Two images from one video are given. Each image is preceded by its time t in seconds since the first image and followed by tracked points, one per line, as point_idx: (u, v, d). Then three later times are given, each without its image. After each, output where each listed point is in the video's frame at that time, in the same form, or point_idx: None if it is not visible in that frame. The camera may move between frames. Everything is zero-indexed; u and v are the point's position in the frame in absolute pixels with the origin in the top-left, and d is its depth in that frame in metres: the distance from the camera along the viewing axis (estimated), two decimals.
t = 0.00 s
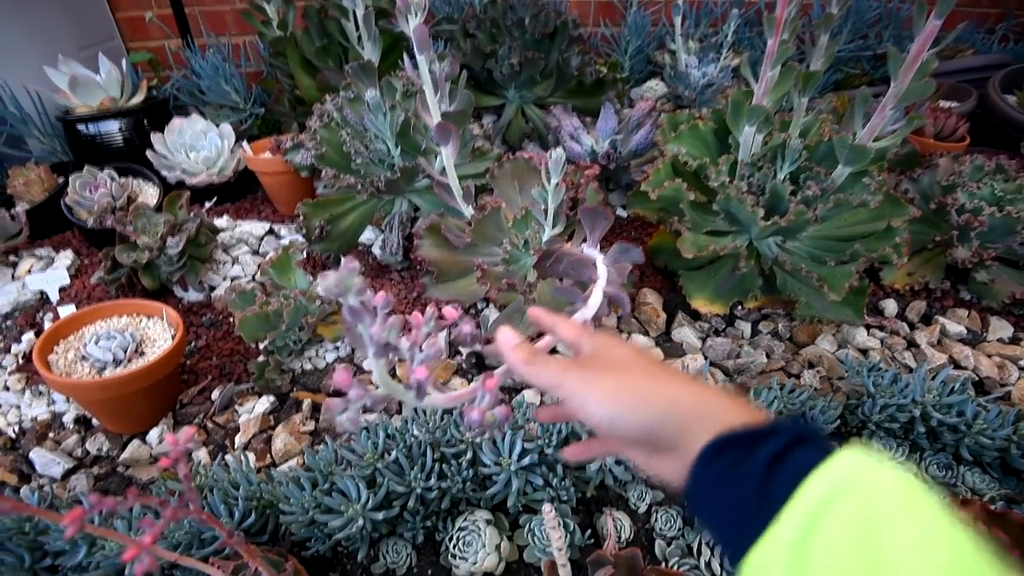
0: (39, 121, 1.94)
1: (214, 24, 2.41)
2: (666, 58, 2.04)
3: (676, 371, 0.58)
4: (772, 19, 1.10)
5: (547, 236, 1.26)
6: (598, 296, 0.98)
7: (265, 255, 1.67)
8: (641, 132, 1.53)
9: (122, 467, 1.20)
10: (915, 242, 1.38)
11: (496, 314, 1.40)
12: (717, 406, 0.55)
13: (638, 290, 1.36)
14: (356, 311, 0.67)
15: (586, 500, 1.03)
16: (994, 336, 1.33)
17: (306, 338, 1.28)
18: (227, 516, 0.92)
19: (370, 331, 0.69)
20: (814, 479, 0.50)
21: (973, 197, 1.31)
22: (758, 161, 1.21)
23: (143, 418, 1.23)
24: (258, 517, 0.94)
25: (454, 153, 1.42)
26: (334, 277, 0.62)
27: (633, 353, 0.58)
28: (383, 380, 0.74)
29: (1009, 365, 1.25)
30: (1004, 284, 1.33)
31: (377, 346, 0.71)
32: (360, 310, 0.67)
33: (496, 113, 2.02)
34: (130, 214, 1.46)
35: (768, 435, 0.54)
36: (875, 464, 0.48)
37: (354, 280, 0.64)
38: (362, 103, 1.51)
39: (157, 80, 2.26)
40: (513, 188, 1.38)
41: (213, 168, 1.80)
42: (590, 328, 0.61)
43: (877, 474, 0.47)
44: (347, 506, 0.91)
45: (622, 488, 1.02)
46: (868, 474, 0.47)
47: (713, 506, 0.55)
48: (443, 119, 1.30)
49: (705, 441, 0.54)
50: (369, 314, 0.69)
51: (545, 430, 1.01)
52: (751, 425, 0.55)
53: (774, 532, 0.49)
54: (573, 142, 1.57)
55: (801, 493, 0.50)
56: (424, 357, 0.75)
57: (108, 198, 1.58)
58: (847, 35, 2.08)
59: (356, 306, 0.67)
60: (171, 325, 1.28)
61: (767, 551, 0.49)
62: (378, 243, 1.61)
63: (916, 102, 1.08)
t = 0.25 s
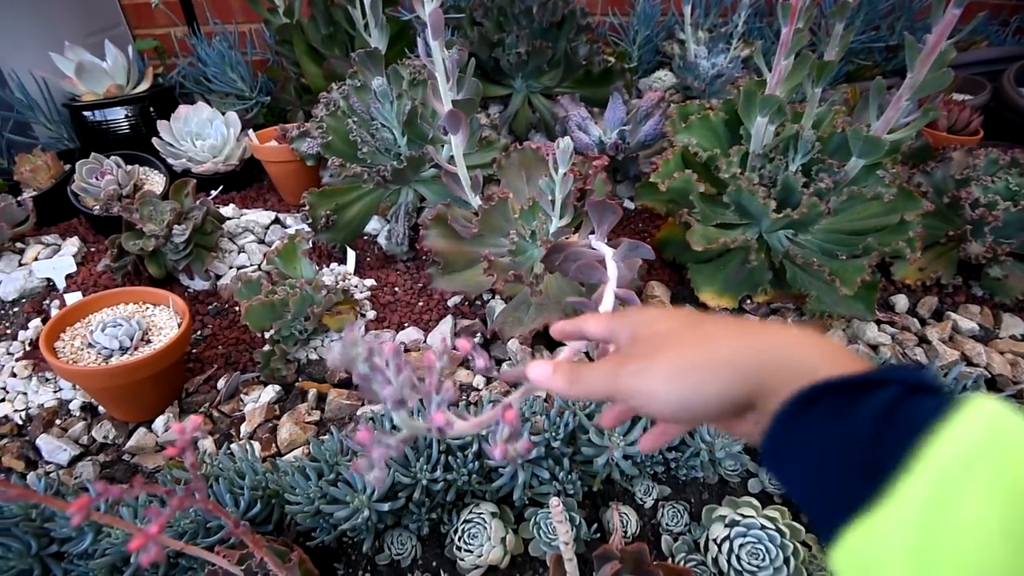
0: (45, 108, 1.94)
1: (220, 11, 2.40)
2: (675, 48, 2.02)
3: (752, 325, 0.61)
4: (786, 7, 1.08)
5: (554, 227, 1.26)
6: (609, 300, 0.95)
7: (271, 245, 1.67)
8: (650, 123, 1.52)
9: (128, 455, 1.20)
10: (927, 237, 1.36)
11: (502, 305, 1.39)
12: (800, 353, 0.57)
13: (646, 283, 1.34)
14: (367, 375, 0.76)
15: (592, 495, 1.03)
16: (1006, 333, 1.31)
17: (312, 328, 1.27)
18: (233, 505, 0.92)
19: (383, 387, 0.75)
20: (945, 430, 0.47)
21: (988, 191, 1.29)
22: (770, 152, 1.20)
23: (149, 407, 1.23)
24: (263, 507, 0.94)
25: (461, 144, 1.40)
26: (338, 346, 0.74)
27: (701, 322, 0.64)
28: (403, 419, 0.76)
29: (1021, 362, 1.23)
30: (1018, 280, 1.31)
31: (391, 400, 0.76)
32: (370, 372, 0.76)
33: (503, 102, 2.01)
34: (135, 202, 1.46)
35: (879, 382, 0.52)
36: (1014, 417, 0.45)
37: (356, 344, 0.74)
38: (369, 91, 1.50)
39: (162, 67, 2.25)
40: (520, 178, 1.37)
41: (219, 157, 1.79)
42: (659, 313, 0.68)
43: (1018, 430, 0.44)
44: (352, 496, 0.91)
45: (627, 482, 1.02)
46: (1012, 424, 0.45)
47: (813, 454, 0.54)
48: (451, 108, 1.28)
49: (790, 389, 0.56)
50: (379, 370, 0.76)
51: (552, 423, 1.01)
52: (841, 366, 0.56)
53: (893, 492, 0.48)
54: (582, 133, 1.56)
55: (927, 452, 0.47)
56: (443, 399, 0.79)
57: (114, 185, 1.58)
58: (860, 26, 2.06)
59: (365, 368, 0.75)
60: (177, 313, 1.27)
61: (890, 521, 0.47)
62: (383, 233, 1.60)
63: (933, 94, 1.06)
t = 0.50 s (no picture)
0: (42, 107, 1.93)
1: (220, 9, 2.39)
2: (676, 46, 2.01)
3: (777, 409, 0.57)
4: (786, 6, 1.08)
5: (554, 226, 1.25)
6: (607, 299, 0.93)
7: (270, 244, 1.66)
8: (651, 121, 1.52)
9: (126, 457, 1.20)
10: (926, 236, 1.36)
11: (502, 305, 1.39)
12: (821, 465, 0.55)
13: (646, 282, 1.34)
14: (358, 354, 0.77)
15: (592, 495, 1.03)
16: (1004, 331, 1.31)
17: (311, 329, 1.27)
18: (231, 508, 0.92)
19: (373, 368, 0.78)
20: None
21: (987, 190, 1.29)
22: (770, 151, 1.20)
23: (147, 408, 1.22)
24: (262, 509, 0.94)
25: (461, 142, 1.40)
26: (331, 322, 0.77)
27: (724, 367, 0.57)
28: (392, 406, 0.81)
29: (1019, 361, 1.24)
30: (1016, 279, 1.31)
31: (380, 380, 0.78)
32: (361, 349, 0.77)
33: (503, 101, 2.00)
34: (133, 202, 1.45)
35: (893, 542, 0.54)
36: None
37: (348, 322, 0.77)
38: (369, 90, 1.49)
39: (161, 66, 2.24)
40: (520, 177, 1.36)
41: (217, 156, 1.79)
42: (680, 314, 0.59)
43: None
44: (351, 499, 0.91)
45: (627, 482, 1.01)
46: None
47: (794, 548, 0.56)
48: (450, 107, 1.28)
49: (800, 519, 0.55)
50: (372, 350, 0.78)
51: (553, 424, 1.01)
52: (863, 499, 0.55)
53: None
54: (582, 131, 1.55)
55: None
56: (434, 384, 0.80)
57: (111, 185, 1.57)
58: (861, 24, 2.05)
59: (357, 345, 0.77)
60: (175, 314, 1.27)
61: None
62: (383, 232, 1.60)
63: (932, 93, 1.06)
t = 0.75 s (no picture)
0: (30, 113, 1.92)
1: (210, 15, 2.39)
2: (665, 49, 2.02)
3: (741, 523, 0.46)
4: (772, 9, 1.09)
5: (545, 229, 1.26)
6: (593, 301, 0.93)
7: (260, 250, 1.66)
8: (641, 124, 1.52)
9: (116, 464, 1.19)
10: (914, 236, 1.37)
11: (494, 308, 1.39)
12: None
13: (637, 284, 1.35)
14: (344, 329, 0.68)
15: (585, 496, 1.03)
16: (992, 329, 1.32)
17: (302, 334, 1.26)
18: (221, 515, 0.91)
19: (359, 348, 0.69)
20: None
21: (972, 189, 1.31)
22: (758, 153, 1.21)
23: (137, 416, 1.22)
24: (253, 515, 0.94)
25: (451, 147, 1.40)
26: (319, 296, 0.66)
27: (672, 466, 0.47)
28: (377, 389, 0.73)
29: (1006, 358, 1.25)
30: (1003, 277, 1.32)
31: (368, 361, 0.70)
32: (349, 326, 0.68)
33: (494, 105, 2.01)
34: (122, 208, 1.45)
35: None
36: None
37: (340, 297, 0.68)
38: (359, 95, 1.48)
39: (151, 72, 2.24)
40: (511, 180, 1.37)
41: (208, 161, 1.78)
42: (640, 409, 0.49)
43: None
44: (342, 503, 0.90)
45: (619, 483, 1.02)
46: None
47: None
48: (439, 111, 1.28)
49: None
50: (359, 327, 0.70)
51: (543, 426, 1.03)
52: None
53: None
54: (572, 134, 1.56)
55: None
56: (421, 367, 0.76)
57: (100, 192, 1.57)
58: (847, 27, 2.07)
59: (345, 321, 0.68)
60: (164, 321, 1.26)
61: None
62: (375, 236, 1.60)
63: (916, 95, 1.08)
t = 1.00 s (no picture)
0: (14, 112, 1.90)
1: (196, 13, 2.36)
2: (654, 47, 2.03)
3: None
4: (758, 6, 1.09)
5: (534, 227, 1.26)
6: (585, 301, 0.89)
7: (248, 249, 1.65)
8: (629, 121, 1.53)
9: (103, 465, 1.18)
10: (900, 231, 1.38)
11: (483, 305, 1.38)
12: None
13: (626, 281, 1.35)
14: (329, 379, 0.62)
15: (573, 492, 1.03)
16: (976, 323, 1.33)
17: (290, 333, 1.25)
18: (208, 515, 0.91)
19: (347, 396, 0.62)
20: None
21: (957, 185, 1.32)
22: (744, 150, 1.22)
23: (123, 416, 1.21)
24: (241, 515, 0.93)
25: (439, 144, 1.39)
26: (298, 353, 0.59)
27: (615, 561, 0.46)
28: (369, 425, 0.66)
29: (990, 351, 1.26)
30: (987, 271, 1.33)
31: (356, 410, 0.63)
32: (334, 377, 0.62)
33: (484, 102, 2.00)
34: (107, 208, 1.44)
35: None
36: None
37: (320, 351, 0.60)
38: (346, 92, 1.48)
39: (137, 70, 2.22)
40: (499, 178, 1.37)
41: (195, 160, 1.77)
42: (559, 529, 0.32)
43: None
44: (330, 502, 0.90)
45: (607, 479, 1.02)
46: None
47: None
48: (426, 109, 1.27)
49: None
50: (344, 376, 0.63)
51: (531, 423, 1.03)
52: None
53: None
54: (561, 132, 1.56)
55: None
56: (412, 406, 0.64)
57: (85, 191, 1.55)
58: (835, 24, 2.08)
59: (329, 373, 0.62)
60: (151, 321, 1.25)
61: None
62: (364, 234, 1.59)
63: (900, 90, 1.08)
